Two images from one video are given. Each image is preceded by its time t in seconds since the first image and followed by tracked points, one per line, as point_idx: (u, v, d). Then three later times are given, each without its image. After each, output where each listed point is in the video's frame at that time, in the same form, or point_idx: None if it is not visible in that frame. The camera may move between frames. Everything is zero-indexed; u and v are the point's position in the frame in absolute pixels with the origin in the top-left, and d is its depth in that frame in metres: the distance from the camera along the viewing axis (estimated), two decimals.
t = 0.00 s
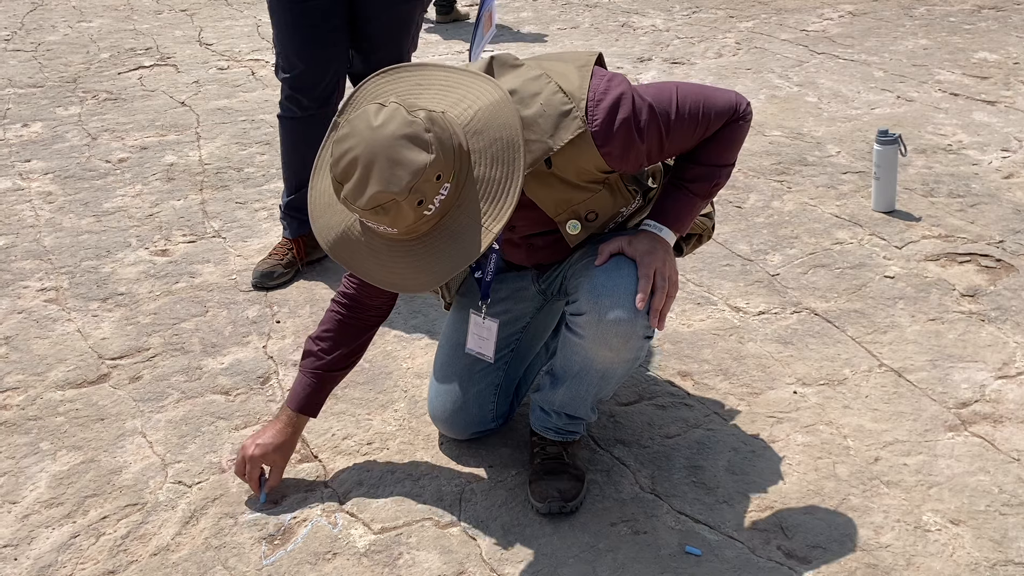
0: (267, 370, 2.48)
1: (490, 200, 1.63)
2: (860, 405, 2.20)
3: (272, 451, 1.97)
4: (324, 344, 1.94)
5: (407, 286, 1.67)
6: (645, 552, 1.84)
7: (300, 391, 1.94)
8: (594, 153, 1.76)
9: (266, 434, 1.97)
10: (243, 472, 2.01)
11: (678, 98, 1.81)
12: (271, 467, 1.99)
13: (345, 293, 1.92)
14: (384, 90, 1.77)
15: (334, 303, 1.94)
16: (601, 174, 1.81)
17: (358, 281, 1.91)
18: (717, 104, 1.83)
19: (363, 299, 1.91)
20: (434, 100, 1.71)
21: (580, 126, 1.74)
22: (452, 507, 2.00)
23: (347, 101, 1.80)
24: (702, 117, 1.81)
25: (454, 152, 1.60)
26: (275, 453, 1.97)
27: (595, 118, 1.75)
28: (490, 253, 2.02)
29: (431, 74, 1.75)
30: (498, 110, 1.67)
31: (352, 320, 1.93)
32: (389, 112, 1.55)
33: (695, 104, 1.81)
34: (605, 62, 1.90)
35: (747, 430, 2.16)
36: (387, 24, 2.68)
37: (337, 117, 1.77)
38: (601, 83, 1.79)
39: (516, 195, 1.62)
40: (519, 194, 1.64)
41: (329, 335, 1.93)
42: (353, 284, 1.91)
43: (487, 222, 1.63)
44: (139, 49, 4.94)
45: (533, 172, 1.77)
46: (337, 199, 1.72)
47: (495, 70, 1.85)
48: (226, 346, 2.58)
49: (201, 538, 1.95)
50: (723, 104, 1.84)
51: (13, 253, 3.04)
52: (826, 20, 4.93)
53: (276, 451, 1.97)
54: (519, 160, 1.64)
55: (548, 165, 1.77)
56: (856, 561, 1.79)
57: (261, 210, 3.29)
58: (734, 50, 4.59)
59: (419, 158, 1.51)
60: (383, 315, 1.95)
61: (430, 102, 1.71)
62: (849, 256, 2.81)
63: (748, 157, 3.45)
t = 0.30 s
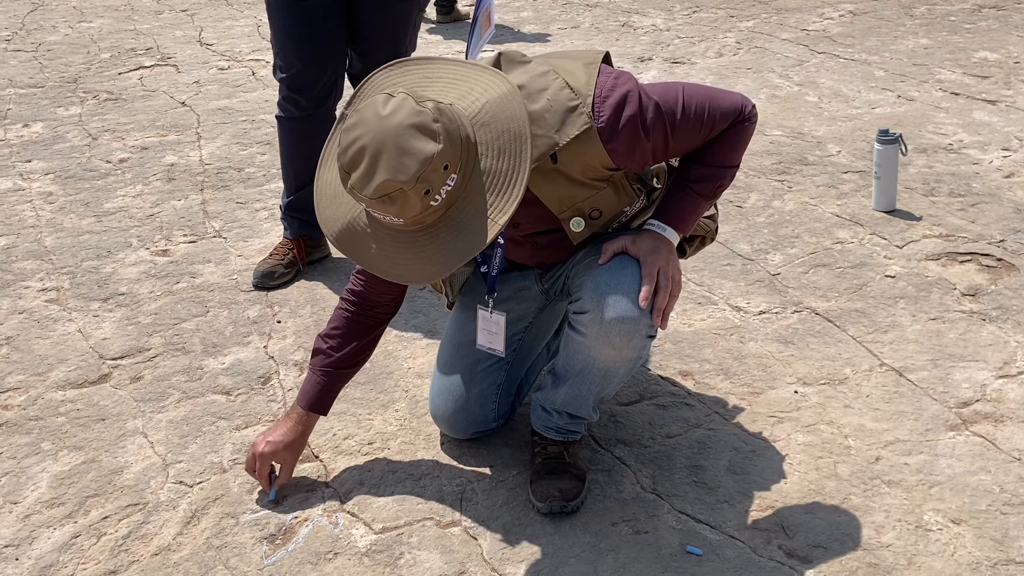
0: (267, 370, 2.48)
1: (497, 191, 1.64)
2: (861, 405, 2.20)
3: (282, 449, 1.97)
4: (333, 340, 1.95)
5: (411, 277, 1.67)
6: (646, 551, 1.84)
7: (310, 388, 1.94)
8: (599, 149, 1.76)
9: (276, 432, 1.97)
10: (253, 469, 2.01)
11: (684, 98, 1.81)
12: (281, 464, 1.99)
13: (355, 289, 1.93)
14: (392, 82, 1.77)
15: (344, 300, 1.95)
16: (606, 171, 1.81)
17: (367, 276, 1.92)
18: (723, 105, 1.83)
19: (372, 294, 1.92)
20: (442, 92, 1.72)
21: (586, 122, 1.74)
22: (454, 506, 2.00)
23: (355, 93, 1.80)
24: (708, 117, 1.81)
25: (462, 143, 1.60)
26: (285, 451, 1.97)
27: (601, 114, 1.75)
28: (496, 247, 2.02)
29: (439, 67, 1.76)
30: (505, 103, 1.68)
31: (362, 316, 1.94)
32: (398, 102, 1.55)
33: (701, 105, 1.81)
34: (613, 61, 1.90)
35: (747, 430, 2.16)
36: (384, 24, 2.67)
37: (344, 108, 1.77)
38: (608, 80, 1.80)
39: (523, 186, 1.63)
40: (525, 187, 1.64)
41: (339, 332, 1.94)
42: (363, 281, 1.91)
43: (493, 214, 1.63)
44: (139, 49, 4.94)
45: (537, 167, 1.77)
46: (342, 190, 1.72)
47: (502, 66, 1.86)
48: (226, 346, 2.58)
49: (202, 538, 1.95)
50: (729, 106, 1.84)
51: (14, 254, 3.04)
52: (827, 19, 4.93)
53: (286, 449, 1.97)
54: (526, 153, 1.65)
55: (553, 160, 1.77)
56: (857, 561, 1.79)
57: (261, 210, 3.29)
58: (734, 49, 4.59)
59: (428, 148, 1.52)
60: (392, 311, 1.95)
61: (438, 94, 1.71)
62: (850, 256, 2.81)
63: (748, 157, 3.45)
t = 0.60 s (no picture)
0: (267, 371, 2.48)
1: (500, 185, 1.63)
2: (860, 405, 2.20)
3: (299, 448, 1.97)
4: (348, 340, 1.95)
5: (413, 271, 1.66)
6: (645, 552, 1.84)
7: (327, 388, 1.94)
8: (601, 147, 1.76)
9: (294, 431, 1.98)
10: (269, 467, 2.01)
11: (686, 98, 1.81)
12: (299, 463, 2.00)
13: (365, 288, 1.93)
14: (395, 77, 1.78)
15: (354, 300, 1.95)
16: (607, 169, 1.81)
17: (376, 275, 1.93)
18: (726, 106, 1.83)
19: (382, 293, 1.92)
20: (444, 87, 1.72)
21: (589, 119, 1.74)
22: (453, 507, 2.00)
23: (357, 88, 1.81)
24: (709, 118, 1.81)
25: (465, 137, 1.60)
26: (303, 450, 1.98)
27: (603, 112, 1.75)
28: (496, 243, 2.02)
29: (441, 62, 1.76)
30: (509, 98, 1.68)
31: (373, 315, 1.94)
32: (401, 95, 1.55)
33: (703, 105, 1.81)
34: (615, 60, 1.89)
35: (747, 430, 2.16)
36: (378, 23, 2.66)
37: (347, 102, 1.77)
38: (610, 78, 1.79)
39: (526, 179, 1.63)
40: (528, 181, 1.64)
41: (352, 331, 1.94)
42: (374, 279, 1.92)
43: (495, 208, 1.63)
44: (139, 50, 4.94)
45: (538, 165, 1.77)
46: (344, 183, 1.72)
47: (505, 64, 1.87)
48: (226, 347, 2.58)
49: (201, 538, 1.95)
50: (731, 108, 1.84)
51: (13, 254, 3.04)
52: (827, 19, 4.93)
53: (304, 448, 1.98)
54: (528, 147, 1.65)
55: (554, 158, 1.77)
56: (856, 561, 1.78)
57: (261, 210, 3.29)
58: (733, 49, 4.59)
59: (431, 140, 1.51)
60: (402, 309, 1.96)
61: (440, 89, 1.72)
62: (850, 255, 2.80)
63: (748, 157, 3.45)
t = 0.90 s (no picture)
0: (266, 371, 2.48)
1: (499, 183, 1.63)
2: (860, 404, 2.19)
3: (306, 444, 1.98)
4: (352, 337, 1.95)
5: (411, 270, 1.66)
6: (644, 552, 1.84)
7: (332, 386, 1.94)
8: (600, 146, 1.76)
9: (301, 426, 1.99)
10: (276, 462, 2.02)
11: (686, 98, 1.80)
12: (305, 459, 2.01)
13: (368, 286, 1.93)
14: (393, 74, 1.77)
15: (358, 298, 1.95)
16: (606, 169, 1.81)
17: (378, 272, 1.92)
18: (725, 106, 1.82)
19: (383, 290, 1.92)
20: (443, 84, 1.72)
21: (588, 118, 1.74)
22: (451, 507, 1.99)
23: (356, 85, 1.81)
24: (709, 118, 1.81)
25: (464, 135, 1.60)
26: (309, 446, 1.99)
27: (603, 111, 1.74)
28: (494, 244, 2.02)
29: (440, 60, 1.76)
30: (508, 96, 1.68)
31: (376, 312, 1.94)
32: (400, 93, 1.55)
33: (703, 105, 1.81)
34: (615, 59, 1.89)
35: (746, 430, 2.16)
36: (371, 25, 2.66)
37: (346, 100, 1.77)
38: (610, 77, 1.79)
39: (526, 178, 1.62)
40: (527, 180, 1.63)
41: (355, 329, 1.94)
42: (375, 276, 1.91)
43: (494, 207, 1.62)
44: (138, 49, 4.94)
45: (537, 164, 1.77)
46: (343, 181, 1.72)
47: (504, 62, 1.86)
48: (225, 347, 2.58)
49: (200, 539, 1.94)
50: (730, 108, 1.83)
51: (11, 254, 3.04)
52: (827, 18, 4.92)
53: (311, 444, 1.98)
54: (528, 146, 1.65)
55: (553, 156, 1.76)
56: (856, 561, 1.78)
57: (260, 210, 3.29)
58: (733, 48, 4.59)
59: (430, 138, 1.51)
60: (405, 306, 1.95)
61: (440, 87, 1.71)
62: (849, 255, 2.80)
63: (747, 156, 3.45)
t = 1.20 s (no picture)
0: (265, 370, 2.47)
1: (498, 181, 1.63)
2: (860, 403, 2.19)
3: (324, 440, 1.99)
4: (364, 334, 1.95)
5: (409, 266, 1.66)
6: (643, 551, 1.83)
7: (347, 383, 1.95)
8: (600, 144, 1.75)
9: (319, 424, 1.99)
10: (296, 460, 2.03)
11: (685, 97, 1.80)
12: (325, 456, 2.01)
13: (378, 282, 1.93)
14: (393, 71, 1.77)
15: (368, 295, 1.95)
16: (606, 168, 1.80)
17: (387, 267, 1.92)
18: (725, 105, 1.82)
19: (392, 285, 1.92)
20: (443, 82, 1.71)
21: (588, 117, 1.73)
22: (450, 506, 1.99)
23: (355, 82, 1.80)
24: (709, 117, 1.80)
25: (464, 132, 1.59)
26: (328, 443, 1.99)
27: (603, 110, 1.74)
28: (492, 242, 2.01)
29: (440, 57, 1.75)
30: (508, 93, 1.67)
31: (387, 308, 1.94)
32: (400, 89, 1.54)
33: (703, 104, 1.80)
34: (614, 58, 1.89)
35: (745, 429, 2.15)
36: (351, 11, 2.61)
37: (345, 96, 1.76)
38: (610, 75, 1.79)
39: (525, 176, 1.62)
40: (527, 178, 1.63)
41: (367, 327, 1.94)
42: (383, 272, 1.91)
43: (493, 205, 1.62)
44: (138, 49, 4.93)
45: (537, 162, 1.76)
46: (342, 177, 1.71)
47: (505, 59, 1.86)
48: (224, 346, 2.57)
49: (198, 539, 1.94)
50: (730, 107, 1.83)
51: (10, 254, 3.03)
52: (827, 17, 4.91)
53: (330, 441, 1.99)
54: (527, 144, 1.64)
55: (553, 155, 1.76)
56: (856, 560, 1.78)
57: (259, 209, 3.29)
58: (733, 47, 4.58)
59: (429, 135, 1.51)
60: (415, 300, 1.95)
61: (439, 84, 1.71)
62: (849, 254, 2.80)
63: (747, 155, 3.45)
